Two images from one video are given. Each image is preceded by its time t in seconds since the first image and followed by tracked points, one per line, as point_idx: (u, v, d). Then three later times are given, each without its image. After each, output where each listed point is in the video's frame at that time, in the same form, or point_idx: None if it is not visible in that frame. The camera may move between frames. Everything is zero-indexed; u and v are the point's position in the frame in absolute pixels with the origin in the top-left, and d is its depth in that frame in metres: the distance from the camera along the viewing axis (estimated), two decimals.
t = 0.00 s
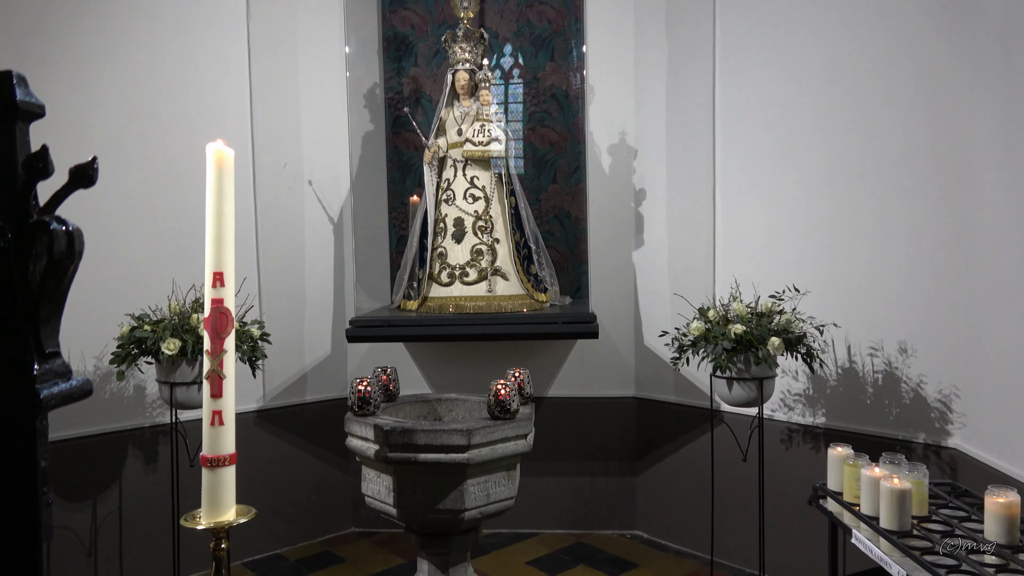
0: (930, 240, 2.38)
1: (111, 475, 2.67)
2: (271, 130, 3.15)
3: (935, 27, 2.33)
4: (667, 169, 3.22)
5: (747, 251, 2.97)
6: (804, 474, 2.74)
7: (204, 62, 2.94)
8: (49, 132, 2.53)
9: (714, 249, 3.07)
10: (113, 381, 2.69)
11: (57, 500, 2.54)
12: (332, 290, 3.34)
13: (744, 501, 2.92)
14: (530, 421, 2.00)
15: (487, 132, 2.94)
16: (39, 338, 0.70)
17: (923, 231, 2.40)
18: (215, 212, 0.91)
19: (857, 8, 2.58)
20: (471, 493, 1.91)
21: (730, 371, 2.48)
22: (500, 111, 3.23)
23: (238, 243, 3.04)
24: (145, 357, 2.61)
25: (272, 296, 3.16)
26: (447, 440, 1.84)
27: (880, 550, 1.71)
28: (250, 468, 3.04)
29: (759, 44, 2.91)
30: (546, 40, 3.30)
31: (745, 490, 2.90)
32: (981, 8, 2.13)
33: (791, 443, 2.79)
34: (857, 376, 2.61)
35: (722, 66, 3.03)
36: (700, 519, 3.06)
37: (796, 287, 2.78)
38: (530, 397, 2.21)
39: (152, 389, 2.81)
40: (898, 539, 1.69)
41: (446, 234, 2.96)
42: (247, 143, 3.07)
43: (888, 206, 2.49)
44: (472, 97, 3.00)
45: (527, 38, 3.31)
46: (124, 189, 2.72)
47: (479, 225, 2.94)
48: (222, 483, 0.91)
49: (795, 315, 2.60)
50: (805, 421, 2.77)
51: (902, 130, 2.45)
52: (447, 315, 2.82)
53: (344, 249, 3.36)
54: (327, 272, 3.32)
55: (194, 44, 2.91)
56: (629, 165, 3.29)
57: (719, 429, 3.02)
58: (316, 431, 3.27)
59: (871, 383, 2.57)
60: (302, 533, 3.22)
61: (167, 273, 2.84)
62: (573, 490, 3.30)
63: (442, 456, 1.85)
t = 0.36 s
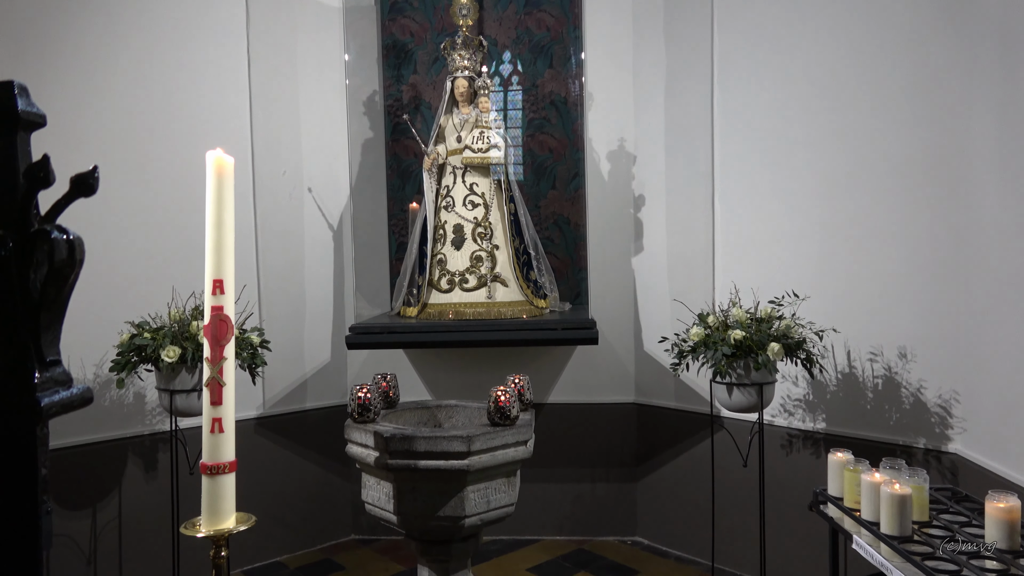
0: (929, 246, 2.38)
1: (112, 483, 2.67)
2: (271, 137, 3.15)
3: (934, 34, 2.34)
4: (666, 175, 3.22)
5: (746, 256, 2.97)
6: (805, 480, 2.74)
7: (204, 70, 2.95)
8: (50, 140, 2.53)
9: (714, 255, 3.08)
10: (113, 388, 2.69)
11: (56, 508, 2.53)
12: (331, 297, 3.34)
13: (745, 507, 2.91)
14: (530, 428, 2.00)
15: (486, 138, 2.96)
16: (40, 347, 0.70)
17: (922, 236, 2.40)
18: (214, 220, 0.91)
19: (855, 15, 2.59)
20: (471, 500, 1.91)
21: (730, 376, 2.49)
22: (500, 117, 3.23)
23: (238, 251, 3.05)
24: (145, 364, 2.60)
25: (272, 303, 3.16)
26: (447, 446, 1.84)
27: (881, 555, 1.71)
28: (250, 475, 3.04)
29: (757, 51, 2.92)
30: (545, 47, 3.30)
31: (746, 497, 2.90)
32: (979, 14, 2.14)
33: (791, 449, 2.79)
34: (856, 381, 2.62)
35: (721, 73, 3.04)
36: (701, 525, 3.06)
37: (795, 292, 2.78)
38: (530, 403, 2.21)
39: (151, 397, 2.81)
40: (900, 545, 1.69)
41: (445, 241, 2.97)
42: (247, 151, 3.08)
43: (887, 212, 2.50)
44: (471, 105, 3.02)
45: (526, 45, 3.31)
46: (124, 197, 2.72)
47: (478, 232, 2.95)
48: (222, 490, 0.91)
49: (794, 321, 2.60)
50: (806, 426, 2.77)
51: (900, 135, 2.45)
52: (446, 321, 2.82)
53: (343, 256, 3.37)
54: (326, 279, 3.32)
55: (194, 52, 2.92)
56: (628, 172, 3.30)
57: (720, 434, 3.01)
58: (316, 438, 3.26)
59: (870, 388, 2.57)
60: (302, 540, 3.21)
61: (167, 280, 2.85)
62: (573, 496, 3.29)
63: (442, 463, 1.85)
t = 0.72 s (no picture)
0: (930, 247, 2.38)
1: (114, 486, 2.67)
2: (273, 140, 3.16)
3: (935, 35, 2.34)
4: (667, 176, 3.22)
5: (748, 257, 2.97)
6: (807, 481, 2.73)
7: (205, 74, 2.95)
8: (52, 144, 2.54)
9: (715, 256, 3.08)
10: (115, 391, 2.69)
11: (58, 510, 2.53)
12: (333, 299, 3.35)
13: (747, 508, 2.91)
14: (532, 429, 2.01)
15: (487, 140, 2.97)
16: (44, 348, 0.72)
17: (922, 237, 2.40)
18: (217, 222, 0.91)
19: (856, 16, 2.59)
20: (473, 502, 1.91)
21: (731, 377, 2.49)
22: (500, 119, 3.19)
23: (240, 253, 3.05)
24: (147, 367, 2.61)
25: (273, 305, 3.16)
26: (449, 448, 1.84)
27: (883, 556, 1.71)
28: (252, 477, 3.04)
29: (758, 53, 2.92)
30: (546, 48, 3.30)
31: (748, 498, 2.90)
32: (980, 17, 2.15)
33: (793, 450, 2.79)
34: (858, 382, 2.61)
35: (722, 74, 3.04)
36: (703, 526, 3.06)
37: (797, 293, 2.78)
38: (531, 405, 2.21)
39: (154, 399, 2.81)
40: (902, 545, 1.70)
41: (447, 243, 2.97)
42: (248, 153, 3.09)
43: (888, 213, 2.50)
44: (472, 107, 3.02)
45: (526, 47, 3.31)
46: (126, 200, 2.73)
47: (479, 234, 2.95)
48: (224, 492, 0.91)
49: (795, 322, 2.60)
50: (808, 427, 2.77)
51: (901, 136, 2.46)
52: (448, 323, 2.83)
53: (345, 258, 3.37)
54: (327, 280, 3.33)
55: (196, 55, 2.93)
56: (629, 173, 3.30)
57: (722, 436, 3.01)
58: (317, 439, 3.26)
59: (872, 388, 2.57)
60: (303, 542, 3.21)
61: (169, 283, 2.85)
62: (575, 498, 3.29)
63: (444, 464, 1.86)
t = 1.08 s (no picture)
0: (932, 245, 2.38)
1: (115, 485, 2.67)
2: (273, 139, 3.16)
3: (936, 33, 2.34)
4: (668, 175, 3.22)
5: (749, 256, 2.97)
6: (809, 479, 2.73)
7: (206, 73, 2.95)
8: (53, 143, 2.54)
9: (716, 254, 3.07)
10: (117, 390, 2.69)
11: (60, 510, 2.54)
12: (334, 298, 3.34)
13: (749, 507, 2.91)
14: (534, 428, 2.01)
15: (487, 139, 2.97)
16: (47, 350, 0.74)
17: (924, 235, 2.40)
18: (218, 222, 0.91)
19: (857, 15, 2.59)
20: (475, 500, 1.91)
21: (733, 376, 2.49)
22: (500, 118, 3.18)
23: (240, 252, 3.05)
24: (148, 366, 2.61)
25: (274, 304, 3.16)
26: (450, 447, 1.85)
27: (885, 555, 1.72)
28: (253, 476, 3.04)
29: (758, 51, 2.92)
30: (546, 47, 3.29)
31: (749, 496, 2.89)
32: (981, 16, 2.15)
33: (794, 448, 2.79)
34: (859, 380, 2.61)
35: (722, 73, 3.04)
36: (705, 525, 3.06)
37: (798, 291, 2.78)
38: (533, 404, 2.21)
39: (155, 398, 2.81)
40: (903, 544, 1.70)
41: (447, 241, 2.97)
42: (248, 153, 3.09)
43: (890, 211, 2.50)
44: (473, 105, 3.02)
45: (527, 46, 3.30)
46: (127, 199, 2.73)
47: (481, 233, 2.95)
48: (225, 492, 0.91)
49: (797, 320, 2.60)
50: (809, 425, 2.77)
51: (903, 134, 2.45)
52: (449, 322, 2.83)
53: (346, 257, 3.37)
54: (328, 280, 3.33)
55: (195, 54, 2.93)
56: (630, 172, 3.30)
57: (723, 434, 3.01)
58: (318, 439, 3.26)
59: (874, 386, 2.57)
60: (305, 541, 3.21)
61: (170, 282, 2.85)
62: (576, 496, 3.29)
63: (445, 463, 1.86)
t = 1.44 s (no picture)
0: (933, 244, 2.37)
1: (116, 484, 2.68)
2: (274, 138, 3.16)
3: (937, 32, 2.33)
4: (669, 174, 3.21)
5: (750, 255, 2.96)
6: (810, 479, 2.73)
7: (207, 73, 2.96)
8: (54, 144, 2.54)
9: (717, 254, 3.08)
10: (118, 390, 2.68)
11: (61, 509, 2.53)
12: (334, 297, 3.34)
13: (750, 506, 2.91)
14: (534, 427, 2.01)
15: (488, 139, 2.97)
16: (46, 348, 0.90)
17: (925, 235, 2.40)
18: (218, 222, 0.91)
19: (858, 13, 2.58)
20: (475, 500, 1.91)
21: (734, 375, 2.49)
22: (501, 117, 3.17)
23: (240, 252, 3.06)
24: (149, 366, 2.62)
25: (274, 304, 3.16)
26: (451, 446, 1.85)
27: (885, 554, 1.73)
28: (255, 476, 3.05)
29: (758, 50, 2.91)
30: (546, 47, 3.27)
31: (750, 495, 2.89)
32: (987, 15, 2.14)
33: (795, 448, 2.79)
34: (860, 380, 2.61)
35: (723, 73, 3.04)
36: (705, 524, 3.06)
37: (799, 291, 2.78)
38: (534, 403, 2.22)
39: (156, 398, 2.80)
40: (903, 543, 1.71)
41: (448, 241, 2.96)
42: (249, 153, 3.09)
43: (891, 210, 2.49)
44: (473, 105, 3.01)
45: (527, 45, 3.27)
46: (128, 199, 2.73)
47: (481, 232, 2.95)
48: (226, 491, 0.91)
49: (797, 319, 2.59)
50: (810, 425, 2.76)
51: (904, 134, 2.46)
52: (449, 321, 2.82)
53: (346, 257, 3.35)
54: (328, 279, 3.32)
55: (196, 54, 2.93)
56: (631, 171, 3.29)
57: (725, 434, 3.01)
58: (319, 438, 3.26)
59: (875, 386, 2.57)
60: (305, 540, 3.21)
61: (171, 282, 2.86)
62: (576, 496, 3.29)
63: (446, 462, 1.86)
